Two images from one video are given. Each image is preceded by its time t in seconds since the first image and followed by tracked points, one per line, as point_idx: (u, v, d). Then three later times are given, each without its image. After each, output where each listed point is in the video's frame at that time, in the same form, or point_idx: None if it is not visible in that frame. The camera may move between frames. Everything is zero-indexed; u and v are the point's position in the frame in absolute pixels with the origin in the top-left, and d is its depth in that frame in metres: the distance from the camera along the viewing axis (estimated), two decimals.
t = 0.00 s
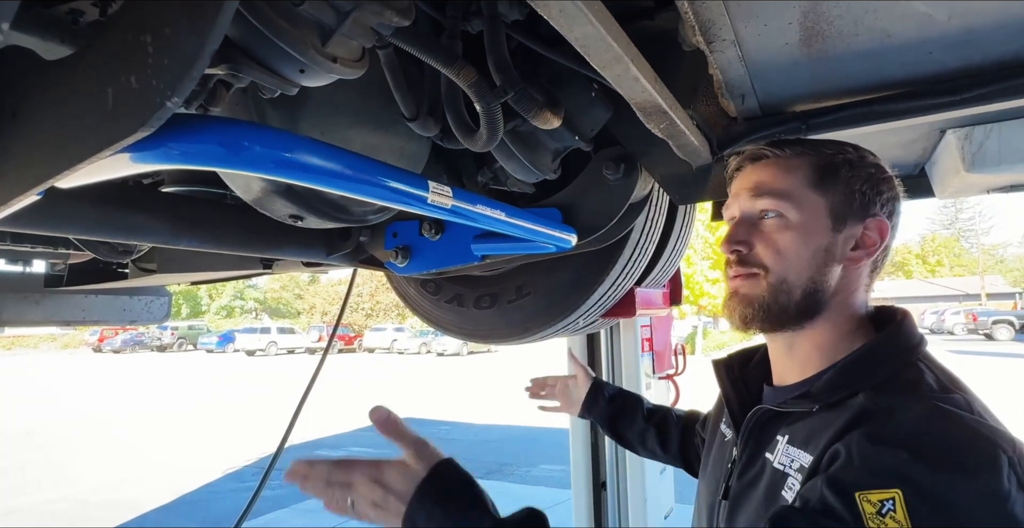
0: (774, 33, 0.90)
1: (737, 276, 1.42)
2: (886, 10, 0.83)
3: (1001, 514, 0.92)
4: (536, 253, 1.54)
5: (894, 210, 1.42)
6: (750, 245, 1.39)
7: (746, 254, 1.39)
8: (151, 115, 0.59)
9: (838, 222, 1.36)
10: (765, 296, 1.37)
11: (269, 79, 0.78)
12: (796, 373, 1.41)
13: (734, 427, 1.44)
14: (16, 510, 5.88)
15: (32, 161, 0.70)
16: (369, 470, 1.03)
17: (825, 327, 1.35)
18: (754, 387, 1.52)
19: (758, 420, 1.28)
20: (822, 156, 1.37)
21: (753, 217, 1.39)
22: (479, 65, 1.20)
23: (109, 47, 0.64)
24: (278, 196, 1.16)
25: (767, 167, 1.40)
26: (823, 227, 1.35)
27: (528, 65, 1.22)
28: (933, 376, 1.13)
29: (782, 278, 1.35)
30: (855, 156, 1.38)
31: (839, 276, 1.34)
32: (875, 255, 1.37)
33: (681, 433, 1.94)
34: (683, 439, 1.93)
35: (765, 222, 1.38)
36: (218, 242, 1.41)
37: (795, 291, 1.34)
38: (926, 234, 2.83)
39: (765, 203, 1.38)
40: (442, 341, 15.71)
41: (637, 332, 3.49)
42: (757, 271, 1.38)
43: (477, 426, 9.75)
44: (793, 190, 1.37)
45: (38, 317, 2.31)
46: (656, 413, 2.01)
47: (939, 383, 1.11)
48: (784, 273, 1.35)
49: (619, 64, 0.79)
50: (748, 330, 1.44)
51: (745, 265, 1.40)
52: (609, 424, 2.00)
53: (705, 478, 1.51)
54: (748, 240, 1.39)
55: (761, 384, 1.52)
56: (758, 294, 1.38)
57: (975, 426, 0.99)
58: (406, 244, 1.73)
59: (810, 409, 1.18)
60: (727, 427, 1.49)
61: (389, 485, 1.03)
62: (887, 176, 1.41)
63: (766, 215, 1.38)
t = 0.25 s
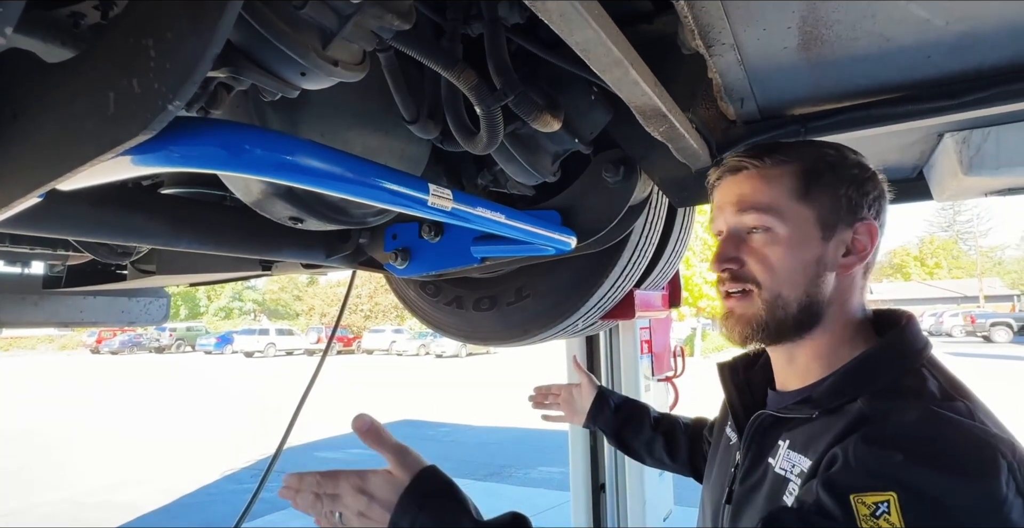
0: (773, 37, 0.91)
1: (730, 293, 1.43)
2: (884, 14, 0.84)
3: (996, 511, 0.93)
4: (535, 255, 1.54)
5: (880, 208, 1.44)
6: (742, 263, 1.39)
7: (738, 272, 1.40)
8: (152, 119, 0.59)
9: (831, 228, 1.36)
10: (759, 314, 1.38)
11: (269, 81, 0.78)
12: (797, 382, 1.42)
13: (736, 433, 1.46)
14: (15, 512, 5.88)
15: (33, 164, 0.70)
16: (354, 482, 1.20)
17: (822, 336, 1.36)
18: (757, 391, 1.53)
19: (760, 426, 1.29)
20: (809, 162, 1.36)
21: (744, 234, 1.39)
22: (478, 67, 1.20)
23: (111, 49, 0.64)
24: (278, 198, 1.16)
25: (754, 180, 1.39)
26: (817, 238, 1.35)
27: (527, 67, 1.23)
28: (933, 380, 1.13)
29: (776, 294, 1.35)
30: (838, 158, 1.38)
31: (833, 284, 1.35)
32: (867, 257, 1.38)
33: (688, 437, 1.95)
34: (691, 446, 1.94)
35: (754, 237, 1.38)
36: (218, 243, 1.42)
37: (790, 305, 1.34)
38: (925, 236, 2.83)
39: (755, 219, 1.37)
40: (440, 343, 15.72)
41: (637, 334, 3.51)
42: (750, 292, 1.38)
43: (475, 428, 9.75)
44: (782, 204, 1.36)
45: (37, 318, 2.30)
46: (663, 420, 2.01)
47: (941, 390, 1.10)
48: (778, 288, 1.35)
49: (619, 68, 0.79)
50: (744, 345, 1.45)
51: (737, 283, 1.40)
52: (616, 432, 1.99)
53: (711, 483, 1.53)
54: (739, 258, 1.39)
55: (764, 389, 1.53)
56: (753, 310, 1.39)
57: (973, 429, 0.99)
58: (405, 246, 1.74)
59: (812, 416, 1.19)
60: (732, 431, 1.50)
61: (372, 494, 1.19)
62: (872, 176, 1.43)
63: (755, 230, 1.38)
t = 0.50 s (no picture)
0: (771, 41, 0.91)
1: (761, 308, 1.30)
2: (882, 19, 0.84)
3: (1007, 514, 0.94)
4: (534, 257, 1.54)
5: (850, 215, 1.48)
6: (783, 277, 1.27)
7: (774, 286, 1.27)
8: (152, 123, 0.59)
9: (843, 238, 1.33)
10: (798, 332, 1.27)
11: (269, 85, 0.79)
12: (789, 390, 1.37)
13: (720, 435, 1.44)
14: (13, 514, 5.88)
15: (33, 167, 0.70)
16: None
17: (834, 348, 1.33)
18: (737, 392, 1.51)
19: (752, 430, 1.28)
20: (825, 167, 1.32)
21: (781, 243, 1.28)
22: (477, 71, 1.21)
23: (112, 54, 0.64)
24: (278, 200, 1.17)
25: (787, 186, 1.29)
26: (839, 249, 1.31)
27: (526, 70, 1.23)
28: (915, 374, 1.15)
29: (813, 308, 1.27)
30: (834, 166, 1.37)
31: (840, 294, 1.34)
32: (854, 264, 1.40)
33: (670, 446, 1.97)
34: (673, 455, 1.96)
35: (791, 247, 1.28)
36: (218, 245, 1.42)
37: (819, 319, 1.28)
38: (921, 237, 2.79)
39: (795, 228, 1.27)
40: (439, 344, 15.72)
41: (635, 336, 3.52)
42: (792, 309, 1.27)
43: (474, 429, 9.74)
44: (817, 213, 1.28)
45: (35, 320, 2.29)
46: (646, 430, 2.01)
47: (921, 383, 1.12)
48: (817, 300, 1.27)
49: (617, 73, 0.79)
50: (760, 359, 1.34)
51: (778, 298, 1.27)
52: (601, 442, 1.97)
53: (693, 487, 1.51)
54: (780, 270, 1.27)
55: (744, 389, 1.51)
56: (796, 328, 1.27)
57: (964, 422, 0.99)
58: (404, 248, 1.74)
59: (808, 417, 1.18)
60: (712, 437, 1.49)
61: None
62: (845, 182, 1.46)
63: (795, 241, 1.27)
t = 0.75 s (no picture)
0: (768, 44, 0.92)
1: (762, 311, 1.25)
2: (878, 22, 0.85)
3: (1013, 517, 0.97)
4: (532, 258, 1.54)
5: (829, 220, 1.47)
6: (786, 281, 1.23)
7: (778, 289, 1.23)
8: (153, 125, 0.59)
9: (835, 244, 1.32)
10: (796, 336, 1.24)
11: (269, 87, 0.79)
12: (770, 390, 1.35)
13: (705, 435, 1.38)
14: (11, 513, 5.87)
15: (33, 169, 0.71)
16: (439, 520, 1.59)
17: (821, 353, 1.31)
18: (718, 390, 1.45)
19: (747, 431, 1.22)
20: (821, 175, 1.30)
21: (785, 248, 1.24)
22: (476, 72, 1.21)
23: (112, 57, 0.64)
24: (277, 201, 1.17)
25: (792, 191, 1.26)
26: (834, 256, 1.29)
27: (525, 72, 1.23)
28: (898, 372, 1.15)
29: (811, 314, 1.25)
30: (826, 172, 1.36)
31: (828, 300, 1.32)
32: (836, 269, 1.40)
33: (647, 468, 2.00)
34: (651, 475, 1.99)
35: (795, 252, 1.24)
36: (217, 245, 1.42)
37: (815, 324, 1.26)
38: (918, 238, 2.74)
39: (801, 233, 1.23)
40: (438, 345, 15.71)
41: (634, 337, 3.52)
42: (792, 312, 1.23)
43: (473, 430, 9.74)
44: (819, 220, 1.25)
45: (33, 320, 2.29)
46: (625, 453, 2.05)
47: (905, 379, 1.13)
48: (814, 305, 1.25)
49: (616, 74, 0.79)
50: (753, 361, 1.30)
51: (779, 302, 1.24)
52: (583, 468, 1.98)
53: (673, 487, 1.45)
54: (785, 275, 1.23)
55: (725, 388, 1.45)
56: (796, 332, 1.24)
57: (969, 421, 1.01)
58: (402, 249, 1.74)
59: (815, 417, 1.13)
60: (691, 439, 1.45)
61: None
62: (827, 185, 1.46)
63: (799, 247, 1.23)
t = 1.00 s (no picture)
0: (767, 45, 0.92)
1: (759, 310, 1.26)
2: (876, 23, 0.85)
3: (1006, 517, 0.99)
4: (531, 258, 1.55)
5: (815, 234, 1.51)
6: (782, 282, 1.25)
7: (774, 289, 1.25)
8: (154, 125, 0.59)
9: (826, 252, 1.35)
10: (792, 336, 1.25)
11: (269, 87, 0.79)
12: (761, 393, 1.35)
13: (695, 437, 1.35)
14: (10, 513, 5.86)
15: (33, 169, 0.71)
16: None
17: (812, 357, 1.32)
18: (707, 392, 1.41)
19: (746, 434, 1.19)
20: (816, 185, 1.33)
21: (782, 249, 1.26)
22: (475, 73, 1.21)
23: (112, 58, 0.64)
24: (276, 201, 1.17)
25: (789, 196, 1.29)
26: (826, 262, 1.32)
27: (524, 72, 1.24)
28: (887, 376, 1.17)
29: (806, 316, 1.26)
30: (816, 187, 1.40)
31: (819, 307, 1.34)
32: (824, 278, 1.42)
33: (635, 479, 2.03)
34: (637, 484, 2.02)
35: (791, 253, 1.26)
36: (216, 245, 1.42)
37: (809, 327, 1.27)
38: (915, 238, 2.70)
39: (798, 236, 1.26)
40: (437, 344, 15.71)
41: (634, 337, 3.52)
42: (788, 312, 1.25)
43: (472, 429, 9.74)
44: (814, 224, 1.28)
45: (32, 320, 2.29)
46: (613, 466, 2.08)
47: (896, 384, 1.14)
48: (808, 307, 1.27)
49: (615, 75, 0.80)
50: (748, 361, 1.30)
51: (776, 302, 1.25)
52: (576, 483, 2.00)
53: (659, 489, 1.40)
54: (783, 276, 1.25)
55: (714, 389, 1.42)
56: (792, 332, 1.25)
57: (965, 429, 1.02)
58: (402, 249, 1.74)
59: (822, 422, 1.10)
60: (677, 440, 1.41)
61: None
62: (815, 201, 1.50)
63: (796, 248, 1.25)
